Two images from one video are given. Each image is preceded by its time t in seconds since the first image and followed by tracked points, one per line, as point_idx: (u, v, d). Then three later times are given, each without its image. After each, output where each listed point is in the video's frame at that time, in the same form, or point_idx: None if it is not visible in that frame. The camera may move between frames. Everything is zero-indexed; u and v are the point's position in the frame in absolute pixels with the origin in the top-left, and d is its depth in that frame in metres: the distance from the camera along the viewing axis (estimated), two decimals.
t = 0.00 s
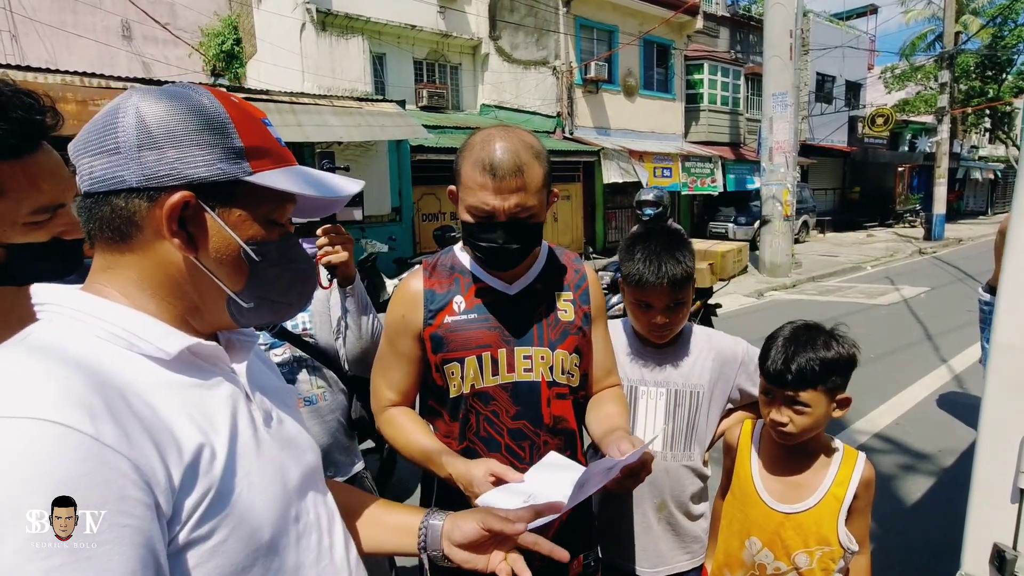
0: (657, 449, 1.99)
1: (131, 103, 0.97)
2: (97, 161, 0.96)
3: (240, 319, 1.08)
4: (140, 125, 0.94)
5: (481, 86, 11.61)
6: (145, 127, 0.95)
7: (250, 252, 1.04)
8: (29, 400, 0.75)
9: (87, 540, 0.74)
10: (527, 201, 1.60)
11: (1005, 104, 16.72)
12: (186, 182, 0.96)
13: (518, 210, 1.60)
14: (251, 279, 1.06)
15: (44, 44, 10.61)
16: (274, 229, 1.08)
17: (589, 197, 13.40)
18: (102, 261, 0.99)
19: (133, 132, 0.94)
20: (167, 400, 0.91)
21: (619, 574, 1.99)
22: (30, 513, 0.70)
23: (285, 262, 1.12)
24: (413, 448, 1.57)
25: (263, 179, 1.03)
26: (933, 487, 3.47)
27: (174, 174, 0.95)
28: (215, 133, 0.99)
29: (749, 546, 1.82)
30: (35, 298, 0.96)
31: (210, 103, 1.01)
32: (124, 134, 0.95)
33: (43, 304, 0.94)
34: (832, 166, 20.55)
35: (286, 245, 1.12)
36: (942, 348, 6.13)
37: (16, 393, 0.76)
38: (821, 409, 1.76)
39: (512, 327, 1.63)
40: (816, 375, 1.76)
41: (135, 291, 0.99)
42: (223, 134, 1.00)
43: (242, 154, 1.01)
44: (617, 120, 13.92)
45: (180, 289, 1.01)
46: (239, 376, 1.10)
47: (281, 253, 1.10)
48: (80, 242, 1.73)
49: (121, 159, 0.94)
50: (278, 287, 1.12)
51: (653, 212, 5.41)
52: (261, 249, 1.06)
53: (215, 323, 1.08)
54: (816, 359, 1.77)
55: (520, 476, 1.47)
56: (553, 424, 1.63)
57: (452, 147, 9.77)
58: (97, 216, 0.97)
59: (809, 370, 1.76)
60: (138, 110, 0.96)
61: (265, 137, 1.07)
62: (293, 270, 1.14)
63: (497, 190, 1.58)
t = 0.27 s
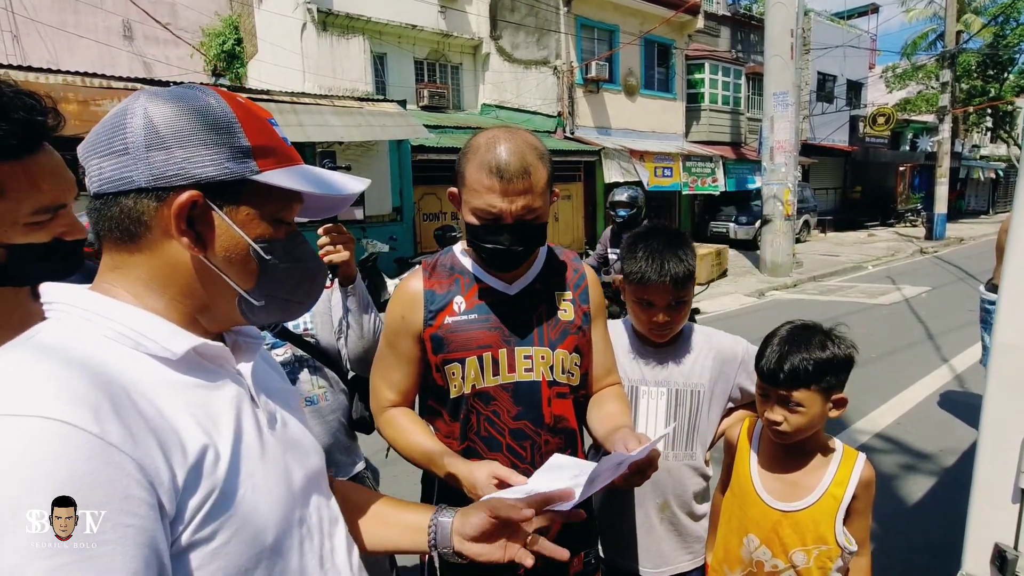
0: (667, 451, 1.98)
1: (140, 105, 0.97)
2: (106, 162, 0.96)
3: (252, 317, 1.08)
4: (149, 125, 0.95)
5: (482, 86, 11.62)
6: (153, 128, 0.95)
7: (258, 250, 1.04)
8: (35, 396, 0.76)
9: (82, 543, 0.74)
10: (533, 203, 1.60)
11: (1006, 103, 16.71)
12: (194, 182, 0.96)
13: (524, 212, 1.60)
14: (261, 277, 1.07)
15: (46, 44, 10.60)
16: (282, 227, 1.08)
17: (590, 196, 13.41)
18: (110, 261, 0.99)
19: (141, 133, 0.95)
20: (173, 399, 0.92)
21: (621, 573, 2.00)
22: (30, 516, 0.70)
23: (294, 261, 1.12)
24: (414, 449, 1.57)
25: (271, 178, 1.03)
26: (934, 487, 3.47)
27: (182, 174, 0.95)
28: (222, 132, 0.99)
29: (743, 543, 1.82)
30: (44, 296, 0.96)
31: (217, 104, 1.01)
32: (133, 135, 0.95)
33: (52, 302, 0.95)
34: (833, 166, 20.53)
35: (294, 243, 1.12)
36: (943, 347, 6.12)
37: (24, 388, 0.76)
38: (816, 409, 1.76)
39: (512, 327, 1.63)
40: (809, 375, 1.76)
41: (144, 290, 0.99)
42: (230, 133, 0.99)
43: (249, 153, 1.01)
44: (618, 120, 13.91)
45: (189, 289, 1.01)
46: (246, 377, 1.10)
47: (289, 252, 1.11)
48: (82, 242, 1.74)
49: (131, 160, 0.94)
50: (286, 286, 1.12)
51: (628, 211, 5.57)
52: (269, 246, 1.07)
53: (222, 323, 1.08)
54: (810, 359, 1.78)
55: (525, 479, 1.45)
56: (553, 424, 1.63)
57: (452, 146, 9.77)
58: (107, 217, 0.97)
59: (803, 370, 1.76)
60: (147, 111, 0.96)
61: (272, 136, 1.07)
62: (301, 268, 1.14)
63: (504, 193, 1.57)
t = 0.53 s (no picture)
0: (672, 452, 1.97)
1: (139, 103, 0.96)
2: (110, 163, 0.95)
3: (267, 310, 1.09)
4: (153, 122, 0.94)
5: (483, 85, 11.62)
6: (157, 124, 0.95)
7: (269, 243, 1.05)
8: (44, 399, 0.76)
9: (85, 544, 0.73)
10: (534, 201, 1.60)
11: (1008, 102, 16.68)
12: (204, 176, 0.96)
13: (524, 210, 1.60)
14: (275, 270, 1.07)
15: (48, 44, 10.62)
16: (289, 215, 1.10)
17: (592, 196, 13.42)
18: (118, 262, 0.98)
19: (146, 130, 0.94)
20: (181, 402, 0.91)
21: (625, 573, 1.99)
22: (30, 516, 0.70)
23: (302, 254, 1.14)
24: (416, 449, 1.57)
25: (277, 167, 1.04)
26: (937, 486, 3.46)
27: (191, 169, 0.95)
28: (225, 124, 0.99)
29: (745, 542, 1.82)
30: (52, 296, 0.96)
31: (215, 96, 1.01)
32: (136, 133, 0.94)
33: (61, 302, 0.94)
34: (835, 165, 20.50)
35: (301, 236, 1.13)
36: (945, 347, 6.12)
37: (32, 389, 0.76)
38: (821, 407, 1.76)
39: (514, 325, 1.63)
40: (815, 373, 1.76)
41: (154, 289, 0.98)
42: (232, 124, 1.00)
43: (253, 144, 1.02)
44: (619, 119, 13.90)
45: (198, 287, 1.00)
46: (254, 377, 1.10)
47: (298, 245, 1.12)
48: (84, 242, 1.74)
49: (138, 158, 0.94)
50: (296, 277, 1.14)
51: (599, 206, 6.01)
52: (281, 237, 1.08)
53: (229, 321, 1.07)
54: (814, 357, 1.77)
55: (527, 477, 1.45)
56: (555, 421, 1.63)
57: (454, 146, 9.78)
58: (114, 219, 0.96)
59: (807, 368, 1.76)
60: (148, 109, 0.96)
61: (271, 126, 1.07)
62: (308, 257, 1.15)
63: (505, 190, 1.57)
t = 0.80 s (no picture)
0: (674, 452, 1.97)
1: (142, 96, 0.93)
2: (116, 162, 0.93)
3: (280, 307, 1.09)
4: (160, 117, 0.92)
5: (484, 85, 11.62)
6: (163, 119, 0.92)
7: (281, 238, 1.05)
8: (50, 416, 0.75)
9: (84, 541, 0.73)
10: (534, 199, 1.60)
11: (1011, 100, 16.64)
12: (214, 173, 0.96)
13: (524, 208, 1.60)
14: (287, 264, 1.08)
15: (51, 45, 10.63)
16: (296, 209, 1.10)
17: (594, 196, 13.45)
18: (126, 263, 0.98)
19: (153, 127, 0.92)
20: (190, 413, 0.90)
21: (626, 572, 1.99)
22: (30, 513, 0.71)
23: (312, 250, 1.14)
24: (419, 448, 1.57)
25: (286, 161, 1.03)
26: (939, 486, 3.46)
27: (202, 165, 0.94)
28: (232, 117, 0.98)
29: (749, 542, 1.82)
30: (58, 297, 0.95)
31: (218, 88, 0.99)
32: (143, 130, 0.92)
33: (67, 304, 0.94)
34: (837, 164, 20.48)
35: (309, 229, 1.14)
36: (948, 346, 6.11)
37: (39, 406, 0.75)
38: (822, 406, 1.76)
39: (514, 324, 1.63)
40: (816, 373, 1.76)
41: (164, 290, 0.98)
42: (239, 117, 0.98)
43: (261, 138, 1.01)
44: (621, 119, 13.89)
45: (207, 285, 1.01)
46: (259, 375, 1.09)
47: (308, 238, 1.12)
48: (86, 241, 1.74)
49: (148, 157, 0.92)
50: (310, 269, 1.14)
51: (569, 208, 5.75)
52: (293, 232, 1.08)
53: (235, 319, 1.07)
54: (814, 356, 1.77)
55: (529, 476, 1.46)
56: (556, 420, 1.63)
57: (455, 145, 9.78)
58: (125, 220, 0.95)
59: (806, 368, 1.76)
60: (152, 103, 0.93)
61: (275, 119, 1.06)
62: (318, 250, 1.15)
63: (505, 188, 1.57)
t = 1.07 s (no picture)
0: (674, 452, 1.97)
1: (152, 99, 0.93)
2: (122, 163, 0.92)
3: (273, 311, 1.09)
4: (172, 122, 0.92)
5: (485, 84, 11.61)
6: (174, 124, 0.93)
7: (281, 244, 1.06)
8: (78, 418, 0.74)
9: (88, 540, 0.71)
10: (533, 197, 1.60)
11: (1013, 99, 16.60)
12: (222, 178, 0.96)
13: (524, 206, 1.60)
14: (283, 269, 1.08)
15: (53, 45, 10.64)
16: (294, 214, 1.10)
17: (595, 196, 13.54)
18: (126, 264, 0.97)
19: (164, 131, 0.92)
20: (204, 415, 0.91)
21: (627, 572, 1.99)
22: (30, 513, 0.68)
23: (306, 256, 1.15)
24: (420, 448, 1.57)
25: (291, 169, 1.04)
26: (941, 485, 3.46)
27: (211, 171, 0.95)
28: (241, 124, 0.98)
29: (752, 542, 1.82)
30: (52, 301, 0.93)
31: (226, 92, 0.99)
32: (152, 133, 0.92)
33: (67, 308, 0.92)
34: (839, 163, 20.44)
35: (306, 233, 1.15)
36: (950, 346, 6.10)
37: (64, 409, 0.75)
38: (827, 407, 1.77)
39: (515, 324, 1.63)
40: (820, 374, 1.76)
41: (165, 292, 0.98)
42: (247, 123, 0.99)
43: (268, 145, 1.02)
44: (622, 118, 13.88)
45: (210, 287, 1.00)
46: (257, 376, 1.09)
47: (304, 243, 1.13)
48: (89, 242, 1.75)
49: (156, 159, 0.92)
50: (301, 277, 1.16)
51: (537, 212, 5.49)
52: (289, 239, 1.09)
53: (233, 320, 1.07)
54: (817, 358, 1.77)
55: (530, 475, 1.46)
56: (557, 419, 1.64)
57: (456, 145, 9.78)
58: (130, 221, 0.93)
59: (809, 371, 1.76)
60: (161, 105, 0.93)
61: (278, 126, 1.06)
62: (312, 256, 1.17)
63: (505, 187, 1.57)
